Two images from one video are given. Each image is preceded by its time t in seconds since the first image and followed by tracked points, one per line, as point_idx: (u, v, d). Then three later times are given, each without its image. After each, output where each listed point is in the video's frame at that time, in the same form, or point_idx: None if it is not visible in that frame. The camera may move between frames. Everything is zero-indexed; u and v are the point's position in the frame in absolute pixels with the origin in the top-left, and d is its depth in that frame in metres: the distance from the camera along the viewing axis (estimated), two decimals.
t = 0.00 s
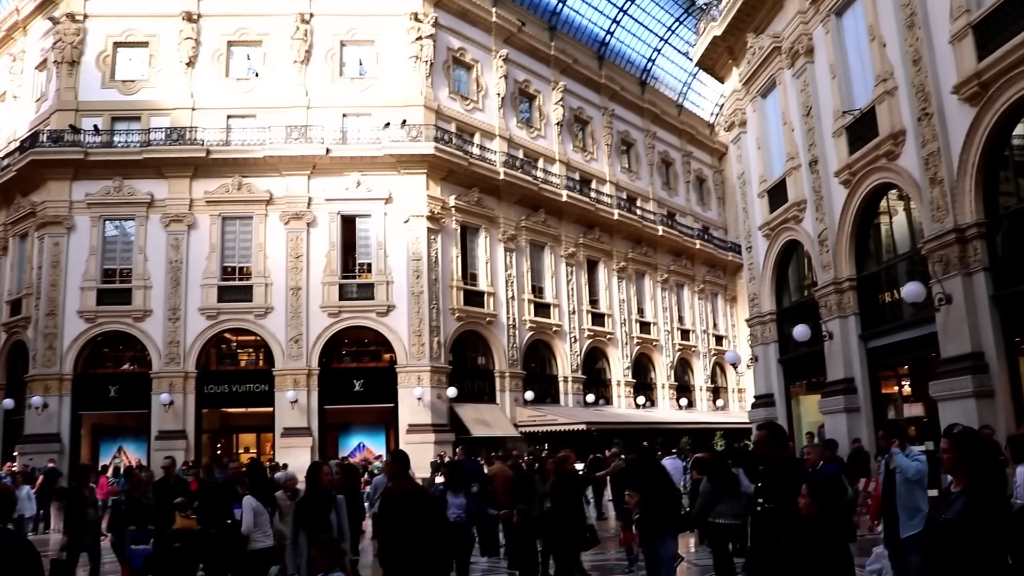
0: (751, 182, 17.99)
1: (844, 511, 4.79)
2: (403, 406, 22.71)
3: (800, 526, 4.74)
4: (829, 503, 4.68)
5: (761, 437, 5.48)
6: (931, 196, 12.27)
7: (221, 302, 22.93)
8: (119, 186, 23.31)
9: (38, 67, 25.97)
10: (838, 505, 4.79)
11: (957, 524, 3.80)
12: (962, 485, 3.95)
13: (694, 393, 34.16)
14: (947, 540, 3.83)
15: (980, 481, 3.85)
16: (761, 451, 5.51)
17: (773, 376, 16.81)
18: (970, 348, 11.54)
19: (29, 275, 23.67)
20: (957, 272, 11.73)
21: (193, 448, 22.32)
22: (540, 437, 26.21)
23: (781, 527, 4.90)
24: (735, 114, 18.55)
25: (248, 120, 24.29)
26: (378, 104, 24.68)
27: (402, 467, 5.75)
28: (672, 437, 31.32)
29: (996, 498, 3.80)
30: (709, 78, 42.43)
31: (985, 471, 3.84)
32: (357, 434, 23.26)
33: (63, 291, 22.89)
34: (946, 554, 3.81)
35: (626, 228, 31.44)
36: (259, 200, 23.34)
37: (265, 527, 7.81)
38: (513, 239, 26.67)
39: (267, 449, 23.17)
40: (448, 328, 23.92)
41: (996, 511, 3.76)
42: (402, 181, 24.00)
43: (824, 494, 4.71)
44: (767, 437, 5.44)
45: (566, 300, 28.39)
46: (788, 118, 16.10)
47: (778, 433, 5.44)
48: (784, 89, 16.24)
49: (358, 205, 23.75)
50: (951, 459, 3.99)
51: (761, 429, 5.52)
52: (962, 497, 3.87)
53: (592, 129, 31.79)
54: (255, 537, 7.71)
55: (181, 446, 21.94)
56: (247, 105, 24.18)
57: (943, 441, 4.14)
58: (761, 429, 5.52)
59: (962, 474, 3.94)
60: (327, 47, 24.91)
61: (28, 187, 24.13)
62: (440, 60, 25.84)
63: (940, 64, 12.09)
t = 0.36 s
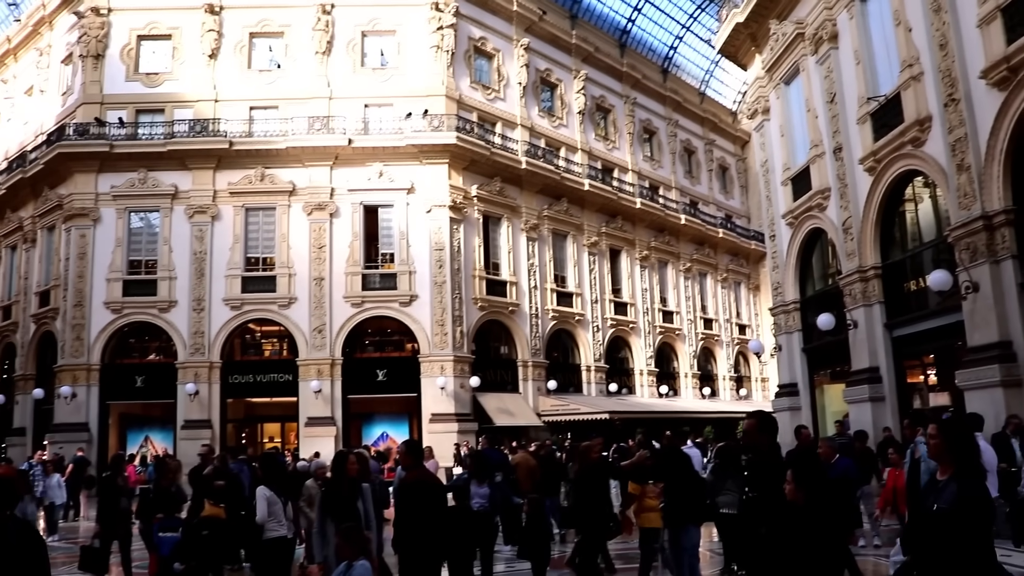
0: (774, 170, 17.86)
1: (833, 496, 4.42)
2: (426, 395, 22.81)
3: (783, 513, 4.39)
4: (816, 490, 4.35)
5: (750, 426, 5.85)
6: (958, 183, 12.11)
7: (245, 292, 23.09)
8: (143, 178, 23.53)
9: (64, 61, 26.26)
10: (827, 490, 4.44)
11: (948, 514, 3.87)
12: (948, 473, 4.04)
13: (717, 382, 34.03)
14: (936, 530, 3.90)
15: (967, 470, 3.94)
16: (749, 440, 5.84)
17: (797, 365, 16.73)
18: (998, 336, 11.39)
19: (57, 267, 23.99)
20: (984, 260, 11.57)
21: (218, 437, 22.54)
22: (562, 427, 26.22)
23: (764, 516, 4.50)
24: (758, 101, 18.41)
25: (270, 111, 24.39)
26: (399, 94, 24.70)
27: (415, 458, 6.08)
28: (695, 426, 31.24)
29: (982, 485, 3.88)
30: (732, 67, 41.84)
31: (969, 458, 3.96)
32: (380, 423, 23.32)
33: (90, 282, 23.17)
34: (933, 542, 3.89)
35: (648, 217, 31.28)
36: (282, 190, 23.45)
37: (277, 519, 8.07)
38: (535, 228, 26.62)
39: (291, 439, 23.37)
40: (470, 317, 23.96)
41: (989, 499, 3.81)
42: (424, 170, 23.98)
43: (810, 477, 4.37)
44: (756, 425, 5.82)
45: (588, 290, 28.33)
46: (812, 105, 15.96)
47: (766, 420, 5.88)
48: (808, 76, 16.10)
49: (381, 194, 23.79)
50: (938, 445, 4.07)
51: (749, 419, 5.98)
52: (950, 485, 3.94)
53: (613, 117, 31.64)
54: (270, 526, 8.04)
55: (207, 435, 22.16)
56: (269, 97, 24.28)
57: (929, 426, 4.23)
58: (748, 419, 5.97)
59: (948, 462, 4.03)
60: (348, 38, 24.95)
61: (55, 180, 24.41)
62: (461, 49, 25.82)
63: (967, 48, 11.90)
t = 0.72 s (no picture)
0: (797, 158, 17.74)
1: (817, 491, 4.38)
2: (449, 386, 22.90)
3: (768, 508, 4.38)
4: (800, 485, 4.31)
5: (739, 416, 6.29)
6: (984, 169, 11.93)
7: (269, 284, 23.24)
8: (167, 171, 23.71)
9: (88, 56, 26.47)
10: (812, 486, 4.39)
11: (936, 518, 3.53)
12: (940, 468, 3.73)
13: (741, 371, 33.91)
14: (927, 529, 3.56)
15: (957, 463, 3.65)
16: (737, 432, 6.33)
17: (821, 354, 16.65)
18: None
19: (83, 261, 24.24)
20: (1012, 246, 11.39)
21: (243, 428, 22.70)
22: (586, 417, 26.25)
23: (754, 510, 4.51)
24: (781, 88, 18.29)
25: (292, 104, 24.48)
26: (421, 85, 24.71)
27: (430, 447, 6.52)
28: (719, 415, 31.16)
29: (973, 478, 3.57)
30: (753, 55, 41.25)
31: (960, 451, 3.68)
32: (404, 414, 23.43)
33: (116, 275, 23.41)
34: (925, 541, 3.55)
35: (671, 206, 31.16)
36: (305, 182, 23.54)
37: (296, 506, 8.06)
38: (557, 218, 26.59)
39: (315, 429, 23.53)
40: (493, 308, 24.01)
41: (981, 490, 3.51)
42: (446, 161, 24.00)
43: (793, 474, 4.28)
44: (742, 415, 6.26)
45: (611, 279, 28.28)
46: (835, 91, 15.84)
47: (754, 411, 6.24)
48: (831, 62, 15.96)
49: (403, 185, 23.83)
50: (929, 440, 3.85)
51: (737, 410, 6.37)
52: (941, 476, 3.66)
53: (635, 106, 31.50)
54: (282, 516, 7.94)
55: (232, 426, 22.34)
56: (291, 89, 24.36)
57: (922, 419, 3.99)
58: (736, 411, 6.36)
59: (939, 455, 3.73)
60: (369, 30, 24.97)
61: (81, 174, 24.65)
62: (481, 40, 25.79)
63: (995, 31, 11.69)
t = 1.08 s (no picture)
0: (819, 147, 17.62)
1: (793, 484, 4.41)
2: (470, 377, 22.97)
3: (746, 502, 4.36)
4: (778, 476, 4.34)
5: (718, 413, 6.24)
6: (1010, 157, 11.68)
7: (290, 276, 23.36)
8: (189, 164, 23.88)
9: (110, 51, 26.67)
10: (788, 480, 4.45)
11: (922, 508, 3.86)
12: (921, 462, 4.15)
13: (762, 362, 33.76)
14: (908, 513, 3.94)
15: (939, 456, 4.10)
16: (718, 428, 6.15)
17: (843, 345, 16.57)
18: None
19: (107, 253, 24.50)
20: None
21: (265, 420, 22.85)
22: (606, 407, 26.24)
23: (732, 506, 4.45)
24: (803, 77, 18.17)
25: (312, 96, 24.54)
26: (440, 76, 24.70)
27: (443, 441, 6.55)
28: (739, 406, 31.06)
29: (954, 470, 4.00)
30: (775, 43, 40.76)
31: (942, 446, 4.13)
32: (424, 405, 23.51)
33: (139, 268, 23.62)
34: (900, 529, 3.91)
35: (691, 196, 31.04)
36: (325, 174, 23.60)
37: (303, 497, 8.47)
38: (577, 209, 26.52)
39: (336, 421, 23.65)
40: (513, 299, 24.03)
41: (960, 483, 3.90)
42: (466, 152, 24.00)
43: (770, 465, 4.35)
44: (724, 412, 6.21)
45: (631, 270, 28.22)
46: (857, 80, 15.74)
47: (735, 408, 6.29)
48: (853, 51, 15.82)
49: (422, 177, 23.85)
50: (911, 434, 4.25)
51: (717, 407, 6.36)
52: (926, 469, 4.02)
53: (655, 96, 31.38)
54: (289, 506, 8.36)
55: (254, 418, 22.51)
56: (310, 81, 24.42)
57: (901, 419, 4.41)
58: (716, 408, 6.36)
59: (922, 449, 4.17)
60: (389, 22, 24.98)
61: (103, 168, 24.88)
62: (501, 31, 25.75)
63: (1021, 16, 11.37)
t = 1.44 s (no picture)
0: (835, 137, 17.51)
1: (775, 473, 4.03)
2: (485, 369, 23.02)
3: (720, 493, 4.00)
4: (756, 470, 3.94)
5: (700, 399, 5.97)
6: None
7: (306, 269, 23.44)
8: (204, 158, 23.96)
9: (126, 46, 26.78)
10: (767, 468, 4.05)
11: (897, 495, 3.53)
12: (901, 450, 3.72)
13: (778, 353, 33.66)
14: (884, 507, 3.58)
15: (920, 444, 3.65)
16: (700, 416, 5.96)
17: (860, 336, 16.52)
18: None
19: (124, 247, 24.67)
20: None
21: (282, 412, 22.97)
22: (621, 399, 26.24)
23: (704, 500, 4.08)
24: (819, 67, 18.06)
25: (327, 89, 24.57)
26: (455, 68, 24.68)
27: (448, 431, 6.93)
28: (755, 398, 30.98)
29: (936, 461, 3.60)
30: (790, 33, 40.37)
31: (924, 433, 3.68)
32: (440, 397, 23.58)
33: (156, 261, 23.76)
34: (877, 523, 3.57)
35: (707, 187, 30.93)
36: (340, 167, 23.65)
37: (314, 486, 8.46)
38: (593, 201, 26.47)
39: (352, 413, 23.73)
40: (529, 291, 24.05)
41: (941, 478, 3.52)
42: (480, 145, 24.00)
43: (747, 453, 3.95)
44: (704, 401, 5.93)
45: (646, 262, 28.17)
46: (874, 70, 15.62)
47: (715, 395, 6.00)
48: (870, 41, 15.70)
49: (438, 169, 23.86)
50: (889, 424, 3.79)
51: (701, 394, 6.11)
52: (909, 461, 3.59)
53: (670, 88, 31.26)
54: (294, 497, 7.94)
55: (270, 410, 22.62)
56: (325, 74, 24.46)
57: (880, 404, 3.94)
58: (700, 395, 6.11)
59: (901, 437, 3.73)
60: (403, 15, 24.96)
61: (120, 162, 25.02)
62: (515, 23, 25.70)
63: None
